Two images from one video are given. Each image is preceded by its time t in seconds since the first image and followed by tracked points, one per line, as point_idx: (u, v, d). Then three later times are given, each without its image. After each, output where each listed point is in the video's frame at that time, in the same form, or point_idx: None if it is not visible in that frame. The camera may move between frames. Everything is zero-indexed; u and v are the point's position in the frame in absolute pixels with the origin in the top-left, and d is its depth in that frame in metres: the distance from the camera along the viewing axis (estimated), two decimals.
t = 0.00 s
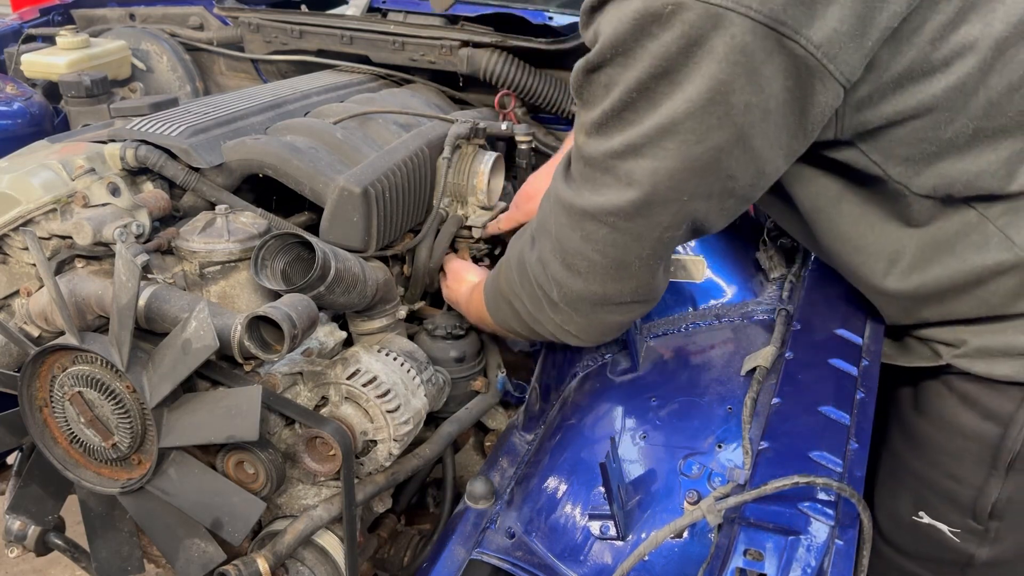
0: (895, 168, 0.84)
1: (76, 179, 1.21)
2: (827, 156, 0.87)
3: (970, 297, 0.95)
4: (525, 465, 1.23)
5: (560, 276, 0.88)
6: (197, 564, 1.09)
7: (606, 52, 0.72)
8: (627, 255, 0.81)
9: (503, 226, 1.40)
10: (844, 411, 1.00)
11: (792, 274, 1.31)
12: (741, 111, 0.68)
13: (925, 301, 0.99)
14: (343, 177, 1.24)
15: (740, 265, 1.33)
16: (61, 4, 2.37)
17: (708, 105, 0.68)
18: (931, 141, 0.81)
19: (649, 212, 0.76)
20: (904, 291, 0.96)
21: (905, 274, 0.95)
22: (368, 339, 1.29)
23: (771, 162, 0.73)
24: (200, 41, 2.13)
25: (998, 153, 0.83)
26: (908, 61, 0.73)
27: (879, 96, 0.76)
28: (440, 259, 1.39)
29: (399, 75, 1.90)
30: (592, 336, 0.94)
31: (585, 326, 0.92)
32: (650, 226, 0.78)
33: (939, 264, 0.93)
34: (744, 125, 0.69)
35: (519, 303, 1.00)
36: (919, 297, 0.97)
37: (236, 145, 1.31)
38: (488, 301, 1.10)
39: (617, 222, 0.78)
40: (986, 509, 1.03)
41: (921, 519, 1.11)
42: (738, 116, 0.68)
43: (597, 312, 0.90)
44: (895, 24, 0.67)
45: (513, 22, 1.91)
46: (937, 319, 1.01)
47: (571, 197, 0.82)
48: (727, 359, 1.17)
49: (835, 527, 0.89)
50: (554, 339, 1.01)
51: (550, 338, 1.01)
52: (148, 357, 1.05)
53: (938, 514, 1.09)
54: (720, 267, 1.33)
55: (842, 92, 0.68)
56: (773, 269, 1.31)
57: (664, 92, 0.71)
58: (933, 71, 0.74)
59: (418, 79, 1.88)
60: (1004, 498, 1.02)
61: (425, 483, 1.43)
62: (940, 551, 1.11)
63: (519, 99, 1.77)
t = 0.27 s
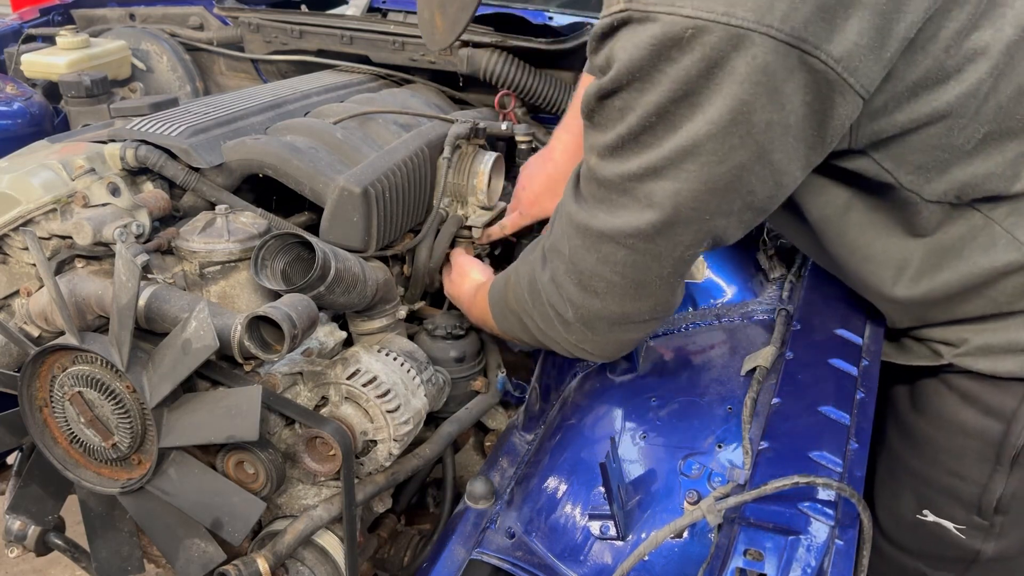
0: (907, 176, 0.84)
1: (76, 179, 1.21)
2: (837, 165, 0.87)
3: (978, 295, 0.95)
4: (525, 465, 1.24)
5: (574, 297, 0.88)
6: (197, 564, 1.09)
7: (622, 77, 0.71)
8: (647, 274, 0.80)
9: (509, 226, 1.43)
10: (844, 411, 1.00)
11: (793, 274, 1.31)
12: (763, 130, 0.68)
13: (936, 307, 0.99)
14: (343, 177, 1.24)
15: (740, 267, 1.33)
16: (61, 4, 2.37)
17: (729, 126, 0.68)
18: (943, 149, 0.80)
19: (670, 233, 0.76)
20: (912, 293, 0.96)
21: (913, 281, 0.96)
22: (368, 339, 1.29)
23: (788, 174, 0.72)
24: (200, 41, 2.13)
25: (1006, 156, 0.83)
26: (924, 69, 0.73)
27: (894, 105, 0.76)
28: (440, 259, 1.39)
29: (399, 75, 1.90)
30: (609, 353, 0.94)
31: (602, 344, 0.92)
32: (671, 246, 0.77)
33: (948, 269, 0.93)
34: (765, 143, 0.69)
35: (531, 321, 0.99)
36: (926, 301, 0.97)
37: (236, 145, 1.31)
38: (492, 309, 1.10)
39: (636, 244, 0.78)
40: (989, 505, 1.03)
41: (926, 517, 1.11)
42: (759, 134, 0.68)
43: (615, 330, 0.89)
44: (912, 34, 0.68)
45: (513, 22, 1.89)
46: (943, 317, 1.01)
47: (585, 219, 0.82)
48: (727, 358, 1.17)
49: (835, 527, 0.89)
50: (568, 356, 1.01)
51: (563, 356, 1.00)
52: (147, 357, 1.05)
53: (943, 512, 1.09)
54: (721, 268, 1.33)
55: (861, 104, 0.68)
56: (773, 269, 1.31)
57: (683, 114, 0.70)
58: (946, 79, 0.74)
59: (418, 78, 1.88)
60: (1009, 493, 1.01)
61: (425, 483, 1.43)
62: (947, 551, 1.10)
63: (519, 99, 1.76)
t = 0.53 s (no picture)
0: (924, 176, 0.84)
1: (76, 179, 1.21)
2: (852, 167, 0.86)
3: (989, 291, 0.96)
4: (525, 465, 1.24)
5: (593, 308, 0.87)
6: (197, 564, 1.09)
7: (645, 88, 0.71)
8: (670, 282, 0.80)
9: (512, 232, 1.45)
10: (844, 411, 1.00)
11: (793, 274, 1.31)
12: (790, 135, 0.68)
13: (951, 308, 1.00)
14: (343, 177, 1.24)
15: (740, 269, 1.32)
16: (61, 4, 2.37)
17: (756, 132, 0.68)
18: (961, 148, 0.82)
19: (695, 240, 0.76)
20: (927, 294, 0.95)
21: (927, 282, 0.95)
22: (369, 339, 1.29)
23: (812, 178, 0.72)
24: (200, 41, 2.13)
25: (1017, 151, 0.85)
26: (944, 69, 0.74)
27: (915, 104, 0.76)
28: (440, 259, 1.39)
29: (399, 75, 1.90)
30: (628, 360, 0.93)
31: (621, 353, 0.92)
32: (695, 254, 0.77)
33: (961, 269, 0.94)
34: (791, 148, 0.69)
35: (545, 332, 0.99)
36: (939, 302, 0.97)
37: (236, 145, 1.31)
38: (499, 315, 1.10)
39: (659, 253, 0.78)
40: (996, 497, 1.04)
41: (933, 511, 1.11)
42: (786, 139, 0.68)
43: (637, 339, 0.88)
44: (934, 32, 0.69)
45: (513, 21, 1.89)
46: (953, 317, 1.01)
47: (603, 230, 0.82)
48: (727, 358, 1.17)
49: (835, 527, 0.89)
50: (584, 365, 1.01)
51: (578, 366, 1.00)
52: (148, 357, 1.05)
53: (949, 504, 1.09)
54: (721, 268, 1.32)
55: (885, 105, 0.69)
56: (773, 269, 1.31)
57: (707, 124, 0.70)
58: (966, 78, 0.76)
59: (418, 78, 1.88)
60: (1016, 483, 1.02)
61: (425, 483, 1.43)
62: (955, 542, 1.10)
63: (519, 99, 1.76)
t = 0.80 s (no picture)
0: (929, 172, 0.84)
1: (76, 179, 1.21)
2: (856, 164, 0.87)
3: (994, 290, 0.95)
4: (525, 465, 1.24)
5: (602, 311, 0.87)
6: (197, 564, 1.09)
7: (653, 82, 0.71)
8: (680, 280, 0.80)
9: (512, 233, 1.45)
10: (843, 411, 1.00)
11: (794, 273, 1.31)
12: (798, 128, 0.68)
13: (956, 308, 0.99)
14: (343, 177, 1.24)
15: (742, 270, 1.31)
16: (61, 4, 2.37)
17: (764, 125, 0.68)
18: (964, 144, 0.82)
19: (705, 237, 0.76)
20: (933, 293, 0.94)
21: (932, 281, 0.94)
22: (368, 339, 1.28)
23: (819, 174, 0.73)
24: (200, 41, 2.13)
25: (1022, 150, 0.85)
26: (948, 64, 0.74)
27: (919, 100, 0.76)
28: (439, 260, 1.40)
29: (399, 75, 1.90)
30: (635, 361, 0.93)
31: (629, 355, 0.91)
32: (706, 252, 0.77)
33: (967, 268, 0.93)
34: (799, 141, 0.69)
35: (550, 334, 0.99)
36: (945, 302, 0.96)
37: (236, 145, 1.31)
38: (501, 315, 1.10)
39: (669, 251, 0.77)
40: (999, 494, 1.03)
41: (936, 507, 1.11)
42: (794, 132, 0.68)
43: (647, 340, 0.88)
44: (938, 28, 0.69)
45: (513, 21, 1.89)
46: (957, 317, 1.01)
47: (611, 230, 0.82)
48: (727, 359, 1.17)
49: (835, 527, 0.89)
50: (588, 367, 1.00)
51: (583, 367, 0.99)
52: (147, 357, 1.05)
53: (951, 501, 1.09)
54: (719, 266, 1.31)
55: (890, 99, 0.69)
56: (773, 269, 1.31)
57: (715, 117, 0.70)
58: (970, 74, 0.76)
59: (418, 79, 1.88)
60: (1018, 481, 1.02)
61: (425, 483, 1.43)
62: (957, 538, 1.10)
63: (519, 99, 1.75)
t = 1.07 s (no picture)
0: (935, 171, 0.84)
1: (76, 179, 1.21)
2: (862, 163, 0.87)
3: (1001, 291, 0.95)
4: (525, 465, 1.24)
5: (597, 301, 0.87)
6: (197, 564, 1.09)
7: (659, 81, 0.71)
8: (677, 272, 0.80)
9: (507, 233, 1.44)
10: (843, 411, 1.00)
11: (793, 273, 1.31)
12: (802, 128, 0.68)
13: (963, 309, 0.99)
14: (343, 177, 1.24)
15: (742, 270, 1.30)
16: (61, 4, 2.36)
17: (768, 123, 0.68)
18: (971, 143, 0.82)
19: (704, 231, 0.76)
20: (939, 293, 0.94)
21: (939, 281, 0.94)
22: (368, 339, 1.28)
23: (822, 175, 0.72)
24: (200, 41, 2.13)
25: None
26: (955, 65, 0.75)
27: (925, 98, 0.77)
28: (439, 260, 1.40)
29: (399, 75, 1.90)
30: (631, 357, 0.93)
31: (624, 349, 0.91)
32: (704, 245, 0.77)
33: (973, 269, 0.93)
34: (802, 141, 0.69)
35: (547, 326, 0.99)
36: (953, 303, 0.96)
37: (236, 145, 1.31)
38: (501, 311, 1.10)
39: (668, 242, 0.78)
40: (1003, 493, 1.03)
41: (939, 506, 1.11)
42: (799, 132, 0.68)
43: (640, 333, 0.88)
44: (946, 29, 0.69)
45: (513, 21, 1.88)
46: (962, 317, 1.01)
47: (611, 222, 0.82)
48: (727, 359, 1.17)
49: (835, 527, 0.89)
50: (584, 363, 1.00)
51: (580, 361, 0.99)
52: (147, 357, 1.05)
53: (955, 499, 1.09)
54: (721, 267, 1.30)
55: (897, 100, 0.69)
56: (773, 269, 1.31)
57: (720, 117, 0.71)
58: (977, 74, 0.76)
59: (418, 79, 1.88)
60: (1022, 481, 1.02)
61: (425, 483, 1.43)
62: (960, 537, 1.10)
63: (520, 100, 1.74)
